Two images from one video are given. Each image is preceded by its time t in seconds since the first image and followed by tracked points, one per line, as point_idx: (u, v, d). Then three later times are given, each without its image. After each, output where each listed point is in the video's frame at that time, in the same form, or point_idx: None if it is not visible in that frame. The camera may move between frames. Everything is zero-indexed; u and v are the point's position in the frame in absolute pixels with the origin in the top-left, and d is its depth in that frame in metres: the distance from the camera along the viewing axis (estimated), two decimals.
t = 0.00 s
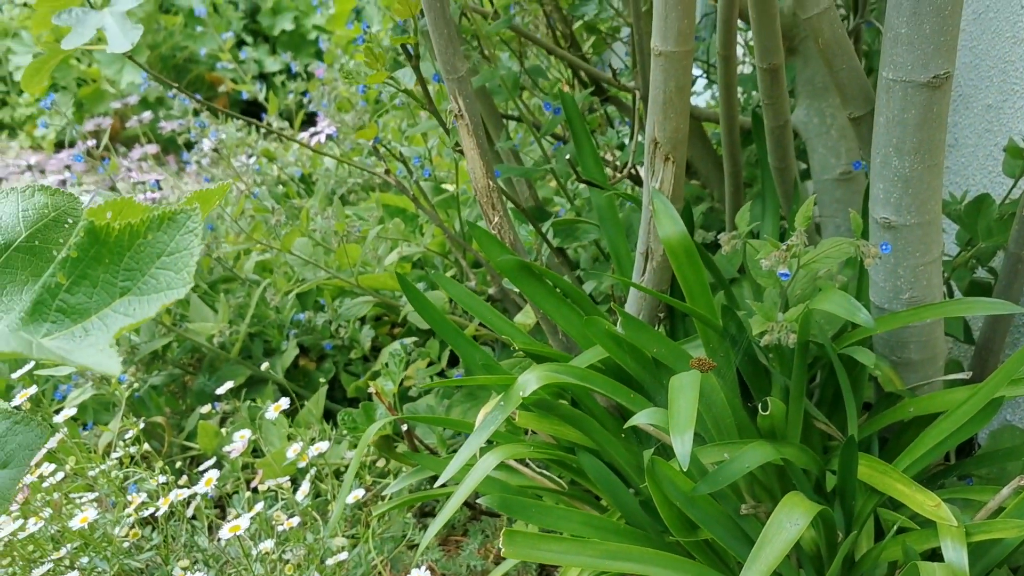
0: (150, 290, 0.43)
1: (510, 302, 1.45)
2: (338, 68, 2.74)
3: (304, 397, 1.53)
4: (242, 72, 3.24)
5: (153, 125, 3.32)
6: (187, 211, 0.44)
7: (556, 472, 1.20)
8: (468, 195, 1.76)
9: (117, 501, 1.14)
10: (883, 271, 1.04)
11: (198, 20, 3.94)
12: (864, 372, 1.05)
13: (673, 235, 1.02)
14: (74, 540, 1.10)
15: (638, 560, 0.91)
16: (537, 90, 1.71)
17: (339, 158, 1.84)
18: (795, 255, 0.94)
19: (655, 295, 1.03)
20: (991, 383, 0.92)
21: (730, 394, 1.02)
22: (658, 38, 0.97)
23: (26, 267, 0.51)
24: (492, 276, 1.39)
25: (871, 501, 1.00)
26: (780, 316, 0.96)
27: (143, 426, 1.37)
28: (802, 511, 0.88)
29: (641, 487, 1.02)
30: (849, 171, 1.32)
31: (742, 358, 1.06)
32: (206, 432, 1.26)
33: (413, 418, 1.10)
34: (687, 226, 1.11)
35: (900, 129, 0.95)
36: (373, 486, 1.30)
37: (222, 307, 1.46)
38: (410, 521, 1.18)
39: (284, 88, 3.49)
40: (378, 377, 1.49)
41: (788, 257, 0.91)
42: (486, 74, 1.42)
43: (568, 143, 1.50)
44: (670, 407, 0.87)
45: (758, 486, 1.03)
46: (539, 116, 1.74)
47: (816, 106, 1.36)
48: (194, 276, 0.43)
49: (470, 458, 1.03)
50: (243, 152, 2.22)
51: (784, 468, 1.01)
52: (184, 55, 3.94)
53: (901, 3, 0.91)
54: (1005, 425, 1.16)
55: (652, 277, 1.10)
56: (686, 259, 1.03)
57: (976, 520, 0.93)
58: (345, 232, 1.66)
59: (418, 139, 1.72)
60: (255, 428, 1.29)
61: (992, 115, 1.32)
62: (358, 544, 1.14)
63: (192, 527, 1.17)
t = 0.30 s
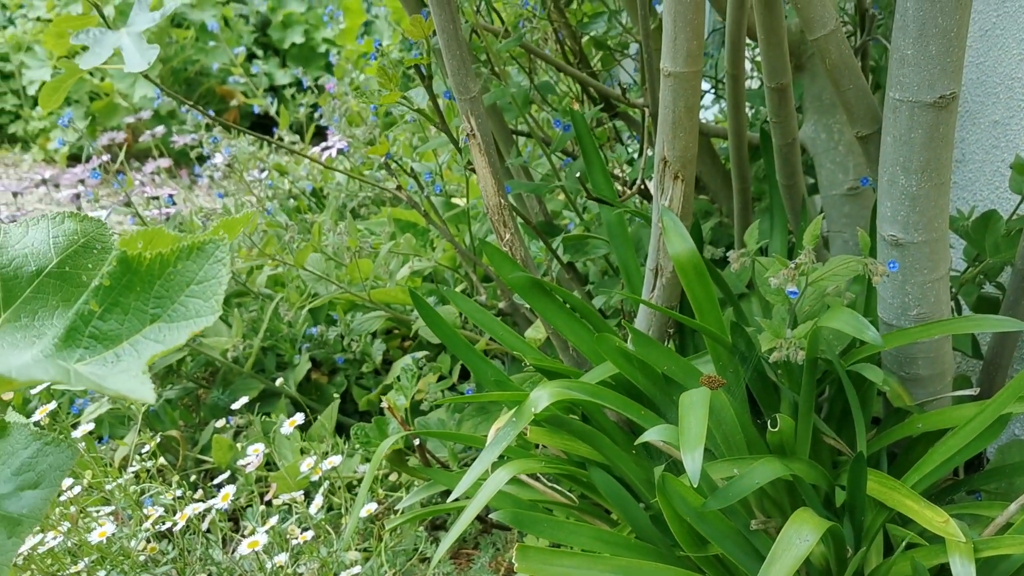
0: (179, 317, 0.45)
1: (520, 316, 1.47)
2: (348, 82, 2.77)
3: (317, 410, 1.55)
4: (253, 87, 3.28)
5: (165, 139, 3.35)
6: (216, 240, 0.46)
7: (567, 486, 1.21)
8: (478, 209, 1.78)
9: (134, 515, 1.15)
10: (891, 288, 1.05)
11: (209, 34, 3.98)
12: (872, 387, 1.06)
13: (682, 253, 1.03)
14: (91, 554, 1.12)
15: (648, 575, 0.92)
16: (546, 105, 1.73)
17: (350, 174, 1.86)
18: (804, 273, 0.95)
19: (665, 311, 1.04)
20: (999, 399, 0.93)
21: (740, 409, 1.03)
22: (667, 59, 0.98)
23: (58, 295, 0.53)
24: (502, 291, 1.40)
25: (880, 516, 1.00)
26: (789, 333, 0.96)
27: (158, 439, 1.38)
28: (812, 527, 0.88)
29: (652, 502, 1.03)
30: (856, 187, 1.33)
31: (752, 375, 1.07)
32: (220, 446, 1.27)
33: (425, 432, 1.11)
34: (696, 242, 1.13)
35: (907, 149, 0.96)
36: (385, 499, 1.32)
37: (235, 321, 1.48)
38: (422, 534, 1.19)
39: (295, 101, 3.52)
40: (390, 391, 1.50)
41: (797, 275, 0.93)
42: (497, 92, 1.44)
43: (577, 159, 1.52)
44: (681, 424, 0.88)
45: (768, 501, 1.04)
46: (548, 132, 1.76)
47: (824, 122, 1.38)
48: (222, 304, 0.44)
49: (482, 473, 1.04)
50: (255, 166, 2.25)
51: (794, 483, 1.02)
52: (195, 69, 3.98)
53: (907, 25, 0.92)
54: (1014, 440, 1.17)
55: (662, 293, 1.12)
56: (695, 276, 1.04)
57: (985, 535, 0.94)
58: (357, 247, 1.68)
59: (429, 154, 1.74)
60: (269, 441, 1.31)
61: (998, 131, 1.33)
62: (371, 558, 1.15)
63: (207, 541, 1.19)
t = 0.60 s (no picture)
0: (198, 331, 0.45)
1: (528, 326, 1.47)
2: (356, 91, 2.78)
3: (325, 419, 1.55)
4: (260, 96, 3.29)
5: (172, 147, 3.37)
6: (234, 255, 0.46)
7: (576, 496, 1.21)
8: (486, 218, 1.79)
9: (144, 524, 1.16)
10: (901, 298, 1.05)
11: (217, 43, 4.01)
12: (882, 398, 1.06)
13: (692, 263, 1.03)
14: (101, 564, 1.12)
15: None
16: (554, 115, 1.74)
17: (358, 183, 1.87)
18: (814, 284, 0.95)
19: (675, 322, 1.05)
20: (1010, 410, 0.93)
21: (750, 420, 1.03)
22: (677, 71, 0.99)
23: (77, 309, 0.54)
24: (511, 301, 1.40)
25: (891, 527, 1.00)
26: (799, 344, 0.96)
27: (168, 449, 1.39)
28: (823, 538, 0.88)
29: (662, 513, 1.03)
30: (865, 197, 1.33)
31: (762, 385, 1.07)
32: (229, 456, 1.28)
33: (434, 442, 1.11)
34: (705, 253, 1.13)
35: (917, 159, 0.96)
36: (394, 509, 1.32)
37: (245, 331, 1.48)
38: (431, 544, 1.19)
39: (301, 110, 3.54)
40: (398, 400, 1.51)
41: (807, 285, 0.93)
42: (505, 102, 1.45)
43: (585, 169, 1.52)
44: (691, 435, 0.88)
45: (777, 512, 1.04)
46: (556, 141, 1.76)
47: (832, 132, 1.38)
48: (240, 319, 0.45)
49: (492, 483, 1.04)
50: (263, 175, 2.26)
51: (804, 494, 1.02)
52: (202, 78, 4.00)
53: (917, 36, 0.93)
54: None
55: (671, 303, 1.12)
56: (705, 287, 1.04)
57: (996, 547, 0.94)
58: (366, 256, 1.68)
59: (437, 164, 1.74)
60: (278, 450, 1.31)
61: (1007, 141, 1.33)
62: (380, 568, 1.15)
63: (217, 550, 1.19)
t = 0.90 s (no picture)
0: (215, 342, 0.45)
1: (535, 331, 1.47)
2: (361, 95, 2.78)
3: (332, 424, 1.56)
4: (265, 100, 3.30)
5: (177, 151, 3.38)
6: (251, 266, 0.47)
7: (584, 501, 1.21)
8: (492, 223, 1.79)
9: (153, 531, 1.16)
10: (909, 304, 1.05)
11: (221, 47, 4.02)
12: (890, 404, 1.06)
13: (700, 269, 1.03)
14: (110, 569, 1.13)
15: None
16: (560, 120, 1.74)
17: (364, 188, 1.87)
18: (822, 290, 0.95)
19: (683, 328, 1.05)
20: (1020, 417, 0.93)
21: (759, 427, 1.03)
22: (686, 77, 0.99)
23: (93, 318, 0.54)
24: (517, 307, 1.41)
25: (899, 534, 0.99)
26: (808, 350, 0.96)
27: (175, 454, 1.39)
28: (833, 545, 0.88)
29: (670, 519, 1.03)
30: (872, 202, 1.33)
31: (770, 391, 1.07)
32: (236, 462, 1.28)
33: (442, 448, 1.11)
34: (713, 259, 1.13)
35: (926, 166, 0.97)
36: (401, 515, 1.32)
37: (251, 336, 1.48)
38: (438, 549, 1.19)
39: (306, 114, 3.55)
40: (404, 405, 1.51)
41: (816, 292, 0.92)
42: (511, 107, 1.45)
43: (592, 174, 1.53)
44: (701, 442, 0.88)
45: (786, 518, 1.04)
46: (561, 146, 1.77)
47: (838, 137, 1.38)
48: (258, 330, 0.45)
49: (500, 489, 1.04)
50: (268, 180, 2.26)
51: (812, 500, 1.02)
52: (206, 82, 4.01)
53: (925, 43, 0.93)
54: None
55: (679, 309, 1.12)
56: (713, 293, 1.04)
57: (1006, 554, 0.93)
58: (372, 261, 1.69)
59: (443, 169, 1.75)
60: (286, 456, 1.31)
61: (1014, 146, 1.33)
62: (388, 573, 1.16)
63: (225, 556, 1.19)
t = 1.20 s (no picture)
0: (221, 348, 0.45)
1: (537, 334, 1.48)
2: (363, 99, 2.79)
3: (334, 427, 1.56)
4: (267, 103, 3.31)
5: (179, 154, 3.39)
6: (257, 273, 0.47)
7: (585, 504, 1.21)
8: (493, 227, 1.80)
9: (156, 533, 1.17)
10: (910, 308, 1.05)
11: (223, 50, 4.03)
12: (891, 408, 1.06)
13: (701, 273, 1.04)
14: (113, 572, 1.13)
15: None
16: (561, 124, 1.75)
17: (366, 192, 1.88)
18: (824, 294, 0.95)
19: (685, 332, 1.05)
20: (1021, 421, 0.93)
21: (760, 431, 1.04)
22: (688, 82, 1.00)
23: (99, 323, 0.55)
24: (519, 311, 1.41)
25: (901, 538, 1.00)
26: (809, 354, 0.97)
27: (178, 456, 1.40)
28: (834, 549, 0.88)
29: (672, 522, 1.03)
30: (873, 206, 1.33)
31: (771, 395, 1.07)
32: (239, 464, 1.28)
33: (444, 452, 1.12)
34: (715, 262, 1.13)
35: (927, 170, 0.97)
36: (403, 517, 1.32)
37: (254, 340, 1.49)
38: (440, 552, 1.19)
39: (308, 117, 3.57)
40: (406, 407, 1.51)
41: (818, 296, 0.93)
42: (513, 112, 1.46)
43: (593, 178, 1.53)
44: (703, 445, 0.88)
45: (787, 521, 1.04)
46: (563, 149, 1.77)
47: (839, 141, 1.39)
48: (263, 336, 0.45)
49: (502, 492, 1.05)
50: (271, 183, 2.27)
51: (814, 504, 1.02)
52: (209, 85, 4.02)
53: (926, 49, 0.93)
54: None
55: (681, 313, 1.12)
56: (715, 296, 1.05)
57: (1007, 557, 0.94)
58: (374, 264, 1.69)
59: (446, 173, 1.75)
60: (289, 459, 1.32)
61: (1015, 150, 1.33)
62: None
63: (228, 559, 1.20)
